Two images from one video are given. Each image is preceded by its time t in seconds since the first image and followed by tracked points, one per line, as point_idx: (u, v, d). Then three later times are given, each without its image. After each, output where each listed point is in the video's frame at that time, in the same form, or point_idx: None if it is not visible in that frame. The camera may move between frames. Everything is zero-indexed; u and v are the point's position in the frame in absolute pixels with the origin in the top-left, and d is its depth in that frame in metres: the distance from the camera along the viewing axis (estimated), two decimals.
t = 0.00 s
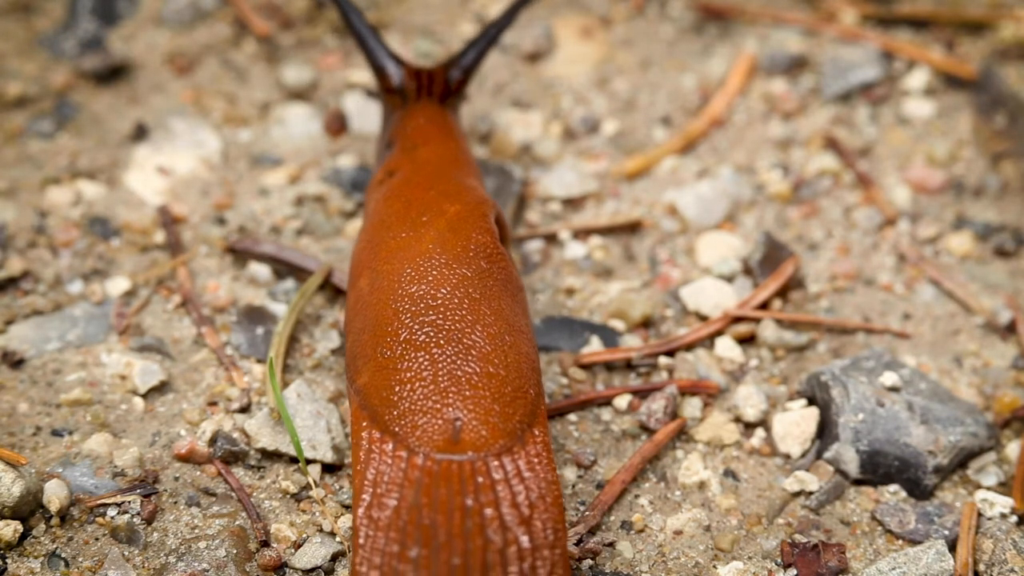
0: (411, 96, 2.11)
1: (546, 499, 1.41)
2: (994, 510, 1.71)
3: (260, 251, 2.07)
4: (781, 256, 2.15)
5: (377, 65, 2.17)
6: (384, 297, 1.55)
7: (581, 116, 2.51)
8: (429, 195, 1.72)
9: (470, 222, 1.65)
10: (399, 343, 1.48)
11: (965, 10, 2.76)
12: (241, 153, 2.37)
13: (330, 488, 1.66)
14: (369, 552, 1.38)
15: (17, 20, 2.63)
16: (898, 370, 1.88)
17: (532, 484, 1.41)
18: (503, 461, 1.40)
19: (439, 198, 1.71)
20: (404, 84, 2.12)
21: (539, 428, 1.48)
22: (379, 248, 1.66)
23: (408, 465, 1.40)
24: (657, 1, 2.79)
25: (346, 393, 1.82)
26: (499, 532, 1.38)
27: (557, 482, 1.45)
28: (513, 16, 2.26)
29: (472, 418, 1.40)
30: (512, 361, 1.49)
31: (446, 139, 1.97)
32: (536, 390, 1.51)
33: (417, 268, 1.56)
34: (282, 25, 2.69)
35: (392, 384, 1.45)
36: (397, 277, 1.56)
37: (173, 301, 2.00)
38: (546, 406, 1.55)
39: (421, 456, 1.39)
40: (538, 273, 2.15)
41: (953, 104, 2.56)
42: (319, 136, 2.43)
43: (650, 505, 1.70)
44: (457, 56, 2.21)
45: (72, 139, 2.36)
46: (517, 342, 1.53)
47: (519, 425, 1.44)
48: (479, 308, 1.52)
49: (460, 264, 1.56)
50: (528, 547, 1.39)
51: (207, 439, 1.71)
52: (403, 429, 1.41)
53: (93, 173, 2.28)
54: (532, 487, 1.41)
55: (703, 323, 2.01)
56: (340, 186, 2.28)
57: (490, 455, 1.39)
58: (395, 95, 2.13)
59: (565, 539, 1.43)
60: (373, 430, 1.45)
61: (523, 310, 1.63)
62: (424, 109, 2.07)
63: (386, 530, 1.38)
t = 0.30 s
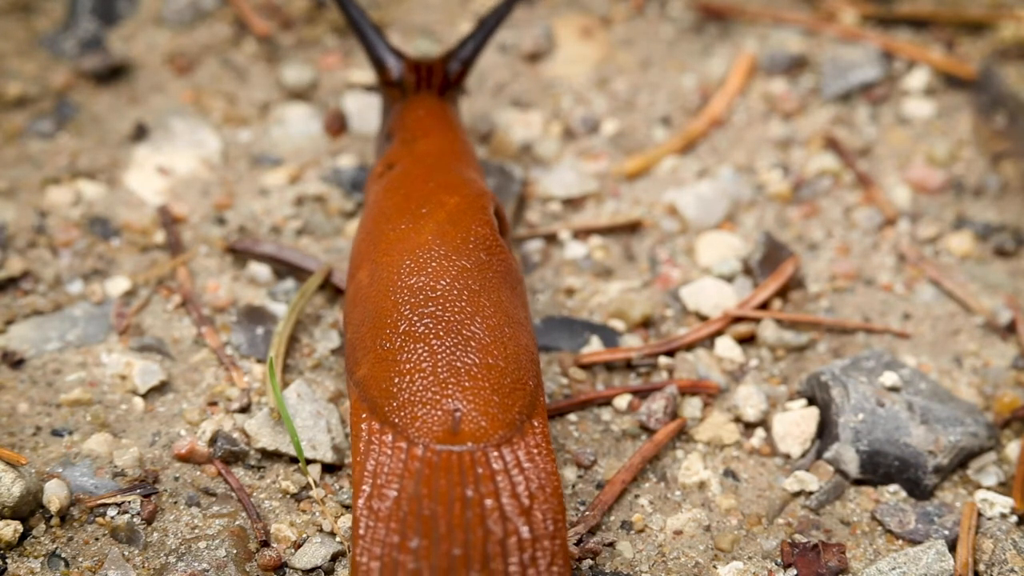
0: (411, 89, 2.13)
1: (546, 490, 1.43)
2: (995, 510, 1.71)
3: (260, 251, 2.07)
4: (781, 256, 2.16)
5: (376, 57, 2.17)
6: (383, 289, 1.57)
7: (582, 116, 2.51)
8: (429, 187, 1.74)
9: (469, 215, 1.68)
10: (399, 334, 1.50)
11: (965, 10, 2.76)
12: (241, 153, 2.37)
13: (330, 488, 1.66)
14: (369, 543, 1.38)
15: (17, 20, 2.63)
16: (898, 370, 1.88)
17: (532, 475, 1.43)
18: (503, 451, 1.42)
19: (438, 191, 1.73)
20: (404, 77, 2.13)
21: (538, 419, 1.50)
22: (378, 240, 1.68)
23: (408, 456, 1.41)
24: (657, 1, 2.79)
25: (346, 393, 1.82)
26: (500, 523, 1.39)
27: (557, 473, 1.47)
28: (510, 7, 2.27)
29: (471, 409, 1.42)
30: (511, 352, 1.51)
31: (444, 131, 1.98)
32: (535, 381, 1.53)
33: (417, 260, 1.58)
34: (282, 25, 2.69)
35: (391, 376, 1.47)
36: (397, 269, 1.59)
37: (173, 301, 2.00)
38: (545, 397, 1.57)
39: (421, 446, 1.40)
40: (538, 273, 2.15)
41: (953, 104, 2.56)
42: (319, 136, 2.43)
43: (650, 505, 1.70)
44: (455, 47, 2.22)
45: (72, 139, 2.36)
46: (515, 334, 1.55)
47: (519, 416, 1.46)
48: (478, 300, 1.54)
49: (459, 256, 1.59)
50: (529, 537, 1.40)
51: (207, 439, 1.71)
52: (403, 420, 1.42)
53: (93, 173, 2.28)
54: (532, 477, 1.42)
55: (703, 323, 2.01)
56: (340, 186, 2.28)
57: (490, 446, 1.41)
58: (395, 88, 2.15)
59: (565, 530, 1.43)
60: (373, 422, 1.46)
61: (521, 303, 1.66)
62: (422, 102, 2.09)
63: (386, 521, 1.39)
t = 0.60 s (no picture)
0: (411, 82, 2.13)
1: (546, 481, 1.44)
2: (995, 510, 1.71)
3: (260, 251, 2.07)
4: (780, 256, 2.16)
5: (377, 51, 2.18)
6: (383, 281, 1.58)
7: (582, 116, 2.51)
8: (429, 179, 1.75)
9: (469, 208, 1.69)
10: (399, 327, 1.51)
11: (965, 10, 2.76)
12: (241, 153, 2.37)
13: (330, 488, 1.66)
14: (370, 535, 1.40)
15: (17, 19, 2.63)
16: (898, 370, 1.88)
17: (531, 466, 1.44)
18: (503, 443, 1.43)
19: (439, 183, 1.74)
20: (404, 71, 2.14)
21: (537, 411, 1.51)
22: (378, 232, 1.69)
23: (409, 448, 1.42)
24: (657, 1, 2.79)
25: (346, 393, 1.82)
26: (500, 514, 1.40)
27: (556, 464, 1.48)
28: None
29: (471, 402, 1.43)
30: (511, 344, 1.52)
31: (444, 123, 1.99)
32: (535, 373, 1.54)
33: (417, 252, 1.59)
34: (282, 25, 2.68)
35: (391, 368, 1.48)
36: (397, 261, 1.60)
37: (173, 301, 2.00)
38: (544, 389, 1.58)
39: (421, 438, 1.42)
40: (538, 273, 2.14)
41: (953, 104, 2.56)
42: (319, 136, 2.43)
43: (650, 505, 1.70)
44: (456, 40, 2.22)
45: (72, 139, 2.36)
46: (515, 326, 1.56)
47: (518, 408, 1.47)
48: (478, 293, 1.55)
49: (459, 249, 1.60)
50: (529, 529, 1.41)
51: (207, 439, 1.71)
52: (402, 412, 1.44)
53: (93, 173, 2.28)
54: (532, 469, 1.44)
55: (703, 323, 2.01)
56: (340, 186, 2.28)
57: (490, 437, 1.42)
58: (395, 81, 2.16)
59: (565, 522, 1.44)
60: (373, 414, 1.48)
61: (521, 296, 1.67)
62: (423, 95, 2.09)
63: (387, 512, 1.40)
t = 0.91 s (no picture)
0: (409, 75, 2.14)
1: (545, 472, 1.45)
2: (995, 510, 1.71)
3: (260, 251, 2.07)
4: (781, 256, 2.16)
5: (375, 44, 2.19)
6: (382, 273, 1.60)
7: (582, 116, 2.51)
8: (427, 171, 1.76)
9: (467, 199, 1.70)
10: (397, 319, 1.53)
11: (965, 10, 2.76)
12: (241, 153, 2.37)
13: (330, 488, 1.66)
14: (369, 525, 1.40)
15: (17, 20, 2.63)
16: (898, 370, 1.88)
17: (529, 457, 1.45)
18: (501, 434, 1.44)
19: (437, 175, 1.75)
20: (402, 63, 2.14)
21: (535, 402, 1.52)
22: (377, 224, 1.70)
23: (407, 438, 1.44)
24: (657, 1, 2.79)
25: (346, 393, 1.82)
26: (499, 505, 1.41)
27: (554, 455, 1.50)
28: None
29: (469, 393, 1.45)
30: (508, 336, 1.54)
31: (442, 115, 2.00)
32: (532, 364, 1.56)
33: (415, 244, 1.60)
34: (282, 26, 2.69)
35: (389, 360, 1.49)
36: (396, 253, 1.61)
37: (173, 301, 2.00)
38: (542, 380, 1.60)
39: (419, 429, 1.43)
40: (538, 273, 2.14)
41: (953, 104, 2.56)
42: (319, 136, 2.43)
43: (650, 505, 1.70)
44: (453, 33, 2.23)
45: (72, 139, 2.36)
46: (513, 318, 1.58)
47: (516, 399, 1.49)
48: (476, 285, 1.57)
49: (457, 241, 1.61)
50: (528, 519, 1.42)
51: (207, 439, 1.71)
52: (401, 403, 1.45)
53: (93, 173, 2.28)
54: (530, 459, 1.45)
55: (703, 323, 2.01)
56: (340, 187, 2.28)
57: (488, 428, 1.44)
58: (392, 74, 2.16)
59: (564, 512, 1.45)
60: (371, 405, 1.49)
61: (519, 288, 1.69)
62: (422, 87, 2.10)
63: (386, 503, 1.41)
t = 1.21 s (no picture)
0: (409, 69, 2.15)
1: (544, 464, 1.45)
2: (995, 510, 1.71)
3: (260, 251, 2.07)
4: (781, 256, 2.16)
5: (375, 38, 2.20)
6: (381, 266, 1.61)
7: (582, 116, 2.51)
8: (427, 165, 1.77)
9: (467, 194, 1.71)
10: (396, 312, 1.54)
11: (965, 10, 2.76)
12: (241, 153, 2.37)
13: (331, 488, 1.66)
14: (369, 517, 1.40)
15: (17, 20, 2.63)
16: (898, 370, 1.88)
17: (529, 449, 1.45)
18: (500, 426, 1.45)
19: (437, 169, 1.77)
20: (401, 58, 2.16)
21: (534, 395, 1.53)
22: (377, 218, 1.72)
23: (407, 431, 1.44)
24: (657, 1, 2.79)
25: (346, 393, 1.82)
26: (499, 497, 1.41)
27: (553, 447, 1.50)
28: None
29: (468, 385, 1.45)
30: (507, 329, 1.55)
31: (441, 108, 2.01)
32: (532, 358, 1.57)
33: (415, 237, 1.62)
34: (282, 26, 2.69)
35: (389, 352, 1.50)
36: (395, 247, 1.62)
37: (173, 301, 2.00)
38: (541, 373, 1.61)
39: (418, 421, 1.43)
40: (538, 273, 2.14)
41: (953, 104, 2.56)
42: (319, 136, 2.43)
43: (650, 505, 1.70)
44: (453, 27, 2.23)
45: (72, 139, 2.36)
46: (512, 311, 1.59)
47: (515, 391, 1.49)
48: (475, 278, 1.58)
49: (457, 234, 1.63)
50: (527, 511, 1.41)
51: (207, 439, 1.71)
52: (400, 396, 1.46)
53: (93, 173, 2.28)
54: (529, 451, 1.45)
55: (703, 323, 2.01)
56: (340, 187, 2.28)
57: (486, 420, 1.44)
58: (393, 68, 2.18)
59: (564, 504, 1.45)
60: (371, 398, 1.50)
61: (518, 283, 1.70)
62: (421, 81, 2.11)
63: (386, 495, 1.41)
